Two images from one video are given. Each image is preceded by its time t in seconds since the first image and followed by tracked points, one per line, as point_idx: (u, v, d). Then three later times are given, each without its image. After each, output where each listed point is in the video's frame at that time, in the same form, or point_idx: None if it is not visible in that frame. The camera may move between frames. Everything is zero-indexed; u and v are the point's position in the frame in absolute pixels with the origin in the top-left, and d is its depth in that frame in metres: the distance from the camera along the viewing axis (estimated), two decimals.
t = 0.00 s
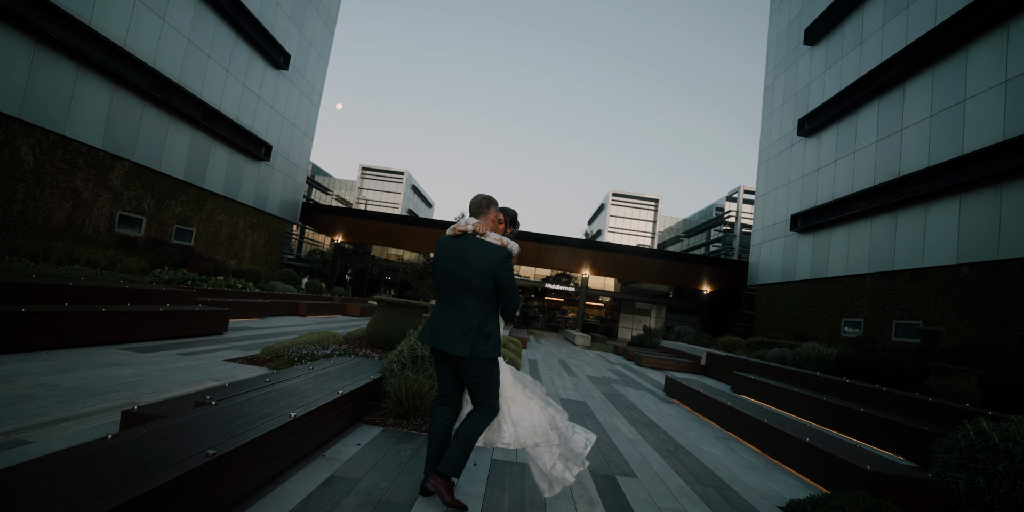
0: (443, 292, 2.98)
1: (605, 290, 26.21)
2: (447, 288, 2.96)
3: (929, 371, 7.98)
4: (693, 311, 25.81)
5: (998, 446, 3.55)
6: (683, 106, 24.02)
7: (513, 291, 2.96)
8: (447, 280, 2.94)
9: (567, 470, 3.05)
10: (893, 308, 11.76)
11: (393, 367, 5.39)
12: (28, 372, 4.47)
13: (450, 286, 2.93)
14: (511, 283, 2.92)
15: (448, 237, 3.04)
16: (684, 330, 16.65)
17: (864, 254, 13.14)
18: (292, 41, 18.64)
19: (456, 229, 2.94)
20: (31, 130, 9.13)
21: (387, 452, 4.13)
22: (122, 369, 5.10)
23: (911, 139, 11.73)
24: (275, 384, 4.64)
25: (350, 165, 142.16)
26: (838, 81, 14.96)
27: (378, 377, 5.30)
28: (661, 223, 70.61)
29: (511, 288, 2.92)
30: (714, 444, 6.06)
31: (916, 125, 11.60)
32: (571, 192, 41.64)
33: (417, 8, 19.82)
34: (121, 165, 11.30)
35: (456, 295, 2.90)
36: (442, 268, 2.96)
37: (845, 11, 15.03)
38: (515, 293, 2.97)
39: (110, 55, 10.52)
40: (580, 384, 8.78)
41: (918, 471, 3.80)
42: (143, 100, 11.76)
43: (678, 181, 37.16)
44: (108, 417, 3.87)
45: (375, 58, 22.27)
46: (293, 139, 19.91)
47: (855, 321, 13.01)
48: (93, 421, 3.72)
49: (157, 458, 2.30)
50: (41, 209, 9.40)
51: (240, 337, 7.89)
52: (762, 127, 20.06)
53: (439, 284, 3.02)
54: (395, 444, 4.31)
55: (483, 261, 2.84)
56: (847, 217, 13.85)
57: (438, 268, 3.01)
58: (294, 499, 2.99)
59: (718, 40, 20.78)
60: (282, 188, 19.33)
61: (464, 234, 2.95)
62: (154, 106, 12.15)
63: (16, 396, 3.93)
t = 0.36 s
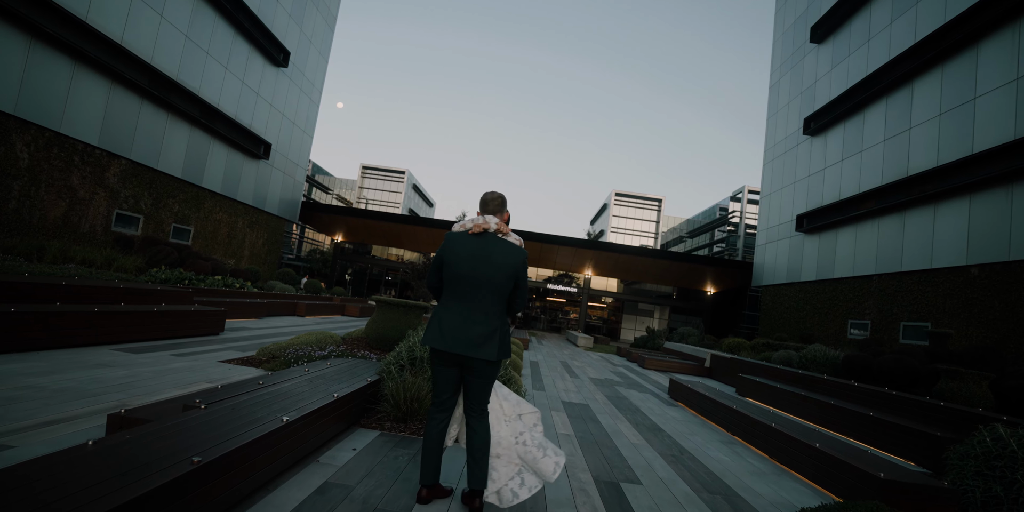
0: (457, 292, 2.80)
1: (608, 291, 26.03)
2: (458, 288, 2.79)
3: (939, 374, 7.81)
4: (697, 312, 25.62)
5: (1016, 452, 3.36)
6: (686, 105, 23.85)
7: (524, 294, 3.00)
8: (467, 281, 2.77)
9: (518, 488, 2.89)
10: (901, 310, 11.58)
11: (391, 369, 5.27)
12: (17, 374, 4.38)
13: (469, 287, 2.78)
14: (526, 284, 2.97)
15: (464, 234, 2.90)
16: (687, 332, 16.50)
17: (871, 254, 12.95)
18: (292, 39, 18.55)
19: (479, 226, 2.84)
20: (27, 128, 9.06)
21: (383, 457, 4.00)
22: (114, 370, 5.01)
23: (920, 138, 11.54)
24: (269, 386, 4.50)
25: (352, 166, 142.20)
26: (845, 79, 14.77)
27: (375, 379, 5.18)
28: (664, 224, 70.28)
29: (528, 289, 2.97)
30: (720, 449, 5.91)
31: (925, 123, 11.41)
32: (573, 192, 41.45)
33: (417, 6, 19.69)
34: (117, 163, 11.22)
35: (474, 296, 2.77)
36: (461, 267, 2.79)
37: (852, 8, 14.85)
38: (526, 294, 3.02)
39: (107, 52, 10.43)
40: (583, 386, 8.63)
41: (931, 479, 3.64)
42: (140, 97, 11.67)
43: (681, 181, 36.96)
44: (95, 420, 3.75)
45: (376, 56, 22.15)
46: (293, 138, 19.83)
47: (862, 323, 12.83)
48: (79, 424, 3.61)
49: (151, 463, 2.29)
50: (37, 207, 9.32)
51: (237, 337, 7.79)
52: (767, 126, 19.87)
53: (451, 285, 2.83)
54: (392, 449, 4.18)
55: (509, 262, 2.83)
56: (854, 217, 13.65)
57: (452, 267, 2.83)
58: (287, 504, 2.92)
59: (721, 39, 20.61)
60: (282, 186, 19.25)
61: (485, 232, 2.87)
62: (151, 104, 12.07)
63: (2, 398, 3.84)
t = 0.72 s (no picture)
0: (485, 298, 2.61)
1: (610, 291, 25.87)
2: (485, 292, 2.61)
3: (949, 376, 7.65)
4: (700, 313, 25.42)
5: None
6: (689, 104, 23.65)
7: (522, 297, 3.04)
8: (494, 286, 2.61)
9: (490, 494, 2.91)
10: (908, 311, 11.40)
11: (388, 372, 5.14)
12: (3, 376, 4.29)
13: (494, 292, 2.63)
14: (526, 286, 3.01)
15: (492, 235, 2.68)
16: (690, 333, 16.34)
17: (878, 255, 12.75)
18: (290, 36, 18.46)
19: (512, 230, 2.69)
20: (20, 125, 8.96)
21: (379, 464, 3.87)
22: (104, 373, 4.90)
23: (927, 136, 11.35)
24: (260, 391, 4.35)
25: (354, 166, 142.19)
26: (851, 77, 14.59)
27: (372, 382, 5.05)
28: (667, 224, 70.00)
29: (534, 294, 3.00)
30: (727, 454, 5.75)
31: (933, 121, 11.22)
32: (575, 192, 41.29)
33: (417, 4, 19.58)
34: (113, 162, 11.12)
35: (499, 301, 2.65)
36: (493, 271, 2.61)
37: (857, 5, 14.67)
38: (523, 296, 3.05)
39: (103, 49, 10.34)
40: (584, 389, 8.49)
41: (948, 486, 3.49)
42: (135, 95, 11.57)
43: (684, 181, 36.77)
44: (80, 425, 3.64)
45: (377, 55, 22.04)
46: (292, 136, 19.73)
47: (868, 324, 12.65)
48: (62, 430, 3.49)
49: (142, 470, 2.24)
50: (31, 206, 9.24)
51: (232, 339, 7.68)
52: (772, 125, 19.69)
53: (479, 289, 2.61)
54: (387, 456, 4.05)
55: (531, 266, 2.81)
56: (861, 217, 13.46)
57: (481, 271, 2.60)
58: None
59: (723, 37, 20.45)
60: (280, 185, 19.17)
61: (512, 236, 2.75)
62: (148, 101, 11.98)
63: None
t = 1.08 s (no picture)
0: (515, 305, 2.52)
1: (612, 293, 25.72)
2: (514, 298, 2.52)
3: (960, 380, 7.49)
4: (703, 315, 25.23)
5: None
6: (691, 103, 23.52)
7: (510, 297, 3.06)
8: (523, 291, 2.55)
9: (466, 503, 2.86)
10: (915, 313, 11.23)
11: (386, 376, 5.00)
12: None
13: (522, 297, 2.57)
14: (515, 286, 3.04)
15: (522, 238, 2.58)
16: (694, 336, 16.18)
17: (885, 255, 12.57)
18: (289, 35, 18.39)
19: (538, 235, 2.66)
20: (15, 125, 8.88)
21: (375, 472, 3.74)
22: (94, 377, 4.79)
23: (935, 135, 11.18)
24: (253, 395, 4.21)
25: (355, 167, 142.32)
26: (857, 75, 14.42)
27: (368, 387, 4.93)
28: (670, 225, 69.75)
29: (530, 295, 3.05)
30: (734, 461, 5.60)
31: (941, 120, 11.04)
32: (576, 192, 41.09)
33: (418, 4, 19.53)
34: (109, 162, 11.03)
35: (522, 306, 2.59)
36: (525, 277, 2.53)
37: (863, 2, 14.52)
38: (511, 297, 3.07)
39: (98, 48, 10.24)
40: (587, 393, 8.33)
41: (966, 496, 3.34)
42: (132, 94, 11.50)
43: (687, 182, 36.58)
44: (65, 433, 3.53)
45: (378, 55, 21.96)
46: (291, 136, 19.64)
47: (875, 326, 12.46)
48: (46, 437, 3.38)
49: (142, 474, 2.25)
50: (25, 206, 9.15)
51: (228, 341, 7.56)
52: (776, 124, 19.51)
53: (511, 296, 2.50)
54: (384, 464, 3.92)
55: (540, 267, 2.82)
56: (867, 217, 13.27)
57: (515, 277, 2.49)
58: None
59: (726, 36, 20.30)
60: (279, 186, 19.09)
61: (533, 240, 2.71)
62: (144, 101, 11.89)
63: None
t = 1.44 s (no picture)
0: (529, 312, 2.64)
1: (615, 295, 25.52)
2: (530, 305, 2.63)
3: (974, 384, 7.31)
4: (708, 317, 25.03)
5: None
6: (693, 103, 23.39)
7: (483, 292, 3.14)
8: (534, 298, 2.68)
9: None
10: (925, 315, 11.04)
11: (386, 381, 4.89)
12: None
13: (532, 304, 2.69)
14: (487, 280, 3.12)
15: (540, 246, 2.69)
16: (699, 338, 16.01)
17: (893, 256, 12.38)
18: (289, 35, 18.36)
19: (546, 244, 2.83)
20: (12, 126, 8.83)
21: (375, 481, 3.62)
22: (89, 382, 4.70)
23: (944, 135, 11.02)
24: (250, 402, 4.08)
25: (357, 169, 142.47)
26: (864, 74, 14.27)
27: (369, 393, 4.81)
28: (673, 226, 69.42)
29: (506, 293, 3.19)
30: (743, 467, 5.46)
31: (950, 119, 10.89)
32: (579, 194, 40.91)
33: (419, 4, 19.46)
34: (107, 164, 10.98)
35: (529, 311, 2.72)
36: (540, 285, 2.66)
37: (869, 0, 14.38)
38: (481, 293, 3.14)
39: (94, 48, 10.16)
40: (592, 397, 8.19)
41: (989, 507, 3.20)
42: (131, 95, 11.45)
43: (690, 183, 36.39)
44: (56, 441, 3.43)
45: (379, 56, 21.90)
46: (291, 136, 19.60)
47: (883, 329, 12.27)
48: (36, 445, 3.27)
49: (135, 484, 2.17)
50: (23, 208, 9.09)
51: (227, 345, 7.46)
52: (782, 124, 19.36)
53: (528, 303, 2.60)
54: (385, 473, 3.80)
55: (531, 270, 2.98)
56: (874, 218, 13.10)
57: (535, 285, 2.60)
58: None
59: (729, 35, 20.16)
60: (280, 187, 19.04)
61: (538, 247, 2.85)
62: (143, 101, 11.83)
63: None
